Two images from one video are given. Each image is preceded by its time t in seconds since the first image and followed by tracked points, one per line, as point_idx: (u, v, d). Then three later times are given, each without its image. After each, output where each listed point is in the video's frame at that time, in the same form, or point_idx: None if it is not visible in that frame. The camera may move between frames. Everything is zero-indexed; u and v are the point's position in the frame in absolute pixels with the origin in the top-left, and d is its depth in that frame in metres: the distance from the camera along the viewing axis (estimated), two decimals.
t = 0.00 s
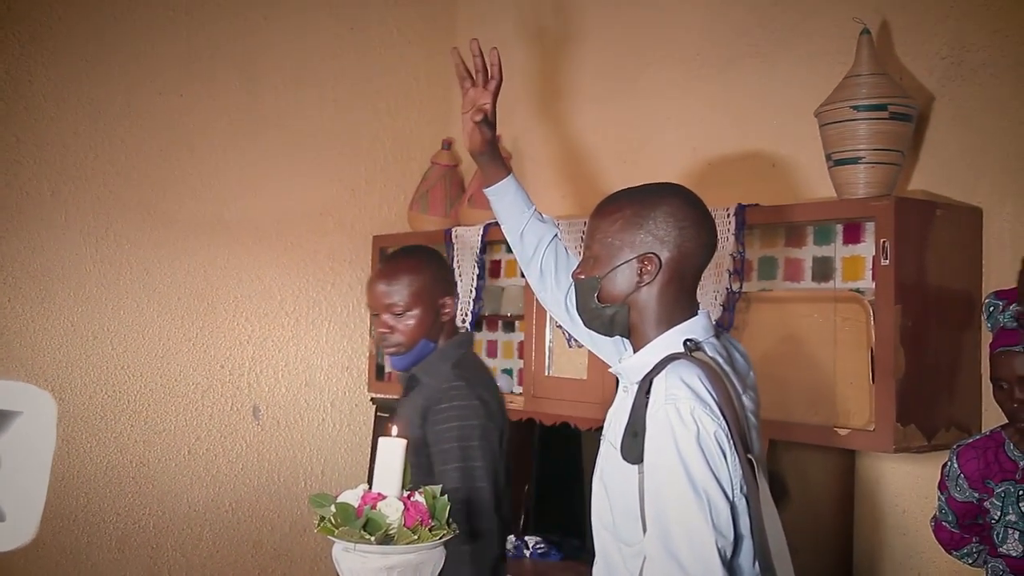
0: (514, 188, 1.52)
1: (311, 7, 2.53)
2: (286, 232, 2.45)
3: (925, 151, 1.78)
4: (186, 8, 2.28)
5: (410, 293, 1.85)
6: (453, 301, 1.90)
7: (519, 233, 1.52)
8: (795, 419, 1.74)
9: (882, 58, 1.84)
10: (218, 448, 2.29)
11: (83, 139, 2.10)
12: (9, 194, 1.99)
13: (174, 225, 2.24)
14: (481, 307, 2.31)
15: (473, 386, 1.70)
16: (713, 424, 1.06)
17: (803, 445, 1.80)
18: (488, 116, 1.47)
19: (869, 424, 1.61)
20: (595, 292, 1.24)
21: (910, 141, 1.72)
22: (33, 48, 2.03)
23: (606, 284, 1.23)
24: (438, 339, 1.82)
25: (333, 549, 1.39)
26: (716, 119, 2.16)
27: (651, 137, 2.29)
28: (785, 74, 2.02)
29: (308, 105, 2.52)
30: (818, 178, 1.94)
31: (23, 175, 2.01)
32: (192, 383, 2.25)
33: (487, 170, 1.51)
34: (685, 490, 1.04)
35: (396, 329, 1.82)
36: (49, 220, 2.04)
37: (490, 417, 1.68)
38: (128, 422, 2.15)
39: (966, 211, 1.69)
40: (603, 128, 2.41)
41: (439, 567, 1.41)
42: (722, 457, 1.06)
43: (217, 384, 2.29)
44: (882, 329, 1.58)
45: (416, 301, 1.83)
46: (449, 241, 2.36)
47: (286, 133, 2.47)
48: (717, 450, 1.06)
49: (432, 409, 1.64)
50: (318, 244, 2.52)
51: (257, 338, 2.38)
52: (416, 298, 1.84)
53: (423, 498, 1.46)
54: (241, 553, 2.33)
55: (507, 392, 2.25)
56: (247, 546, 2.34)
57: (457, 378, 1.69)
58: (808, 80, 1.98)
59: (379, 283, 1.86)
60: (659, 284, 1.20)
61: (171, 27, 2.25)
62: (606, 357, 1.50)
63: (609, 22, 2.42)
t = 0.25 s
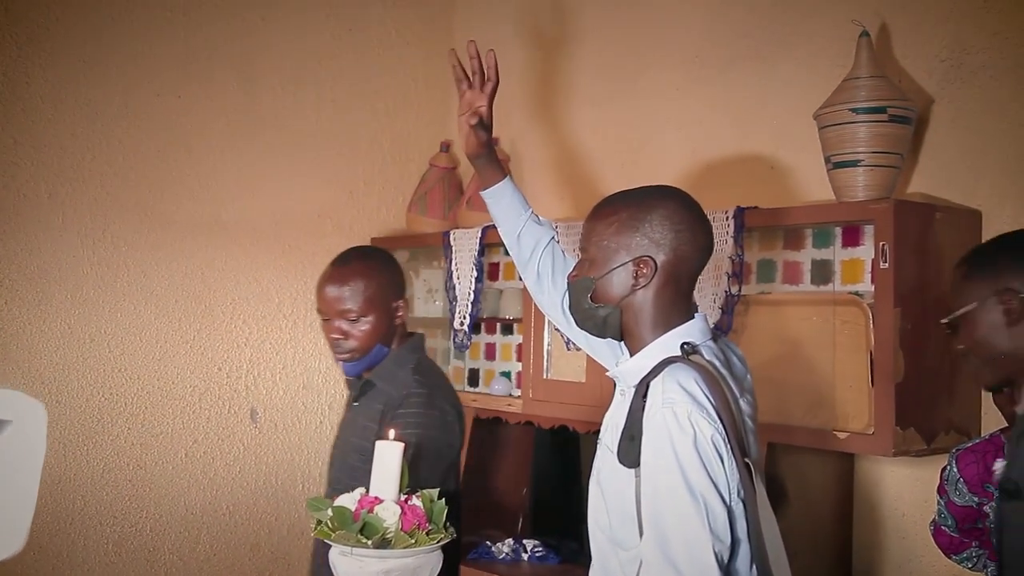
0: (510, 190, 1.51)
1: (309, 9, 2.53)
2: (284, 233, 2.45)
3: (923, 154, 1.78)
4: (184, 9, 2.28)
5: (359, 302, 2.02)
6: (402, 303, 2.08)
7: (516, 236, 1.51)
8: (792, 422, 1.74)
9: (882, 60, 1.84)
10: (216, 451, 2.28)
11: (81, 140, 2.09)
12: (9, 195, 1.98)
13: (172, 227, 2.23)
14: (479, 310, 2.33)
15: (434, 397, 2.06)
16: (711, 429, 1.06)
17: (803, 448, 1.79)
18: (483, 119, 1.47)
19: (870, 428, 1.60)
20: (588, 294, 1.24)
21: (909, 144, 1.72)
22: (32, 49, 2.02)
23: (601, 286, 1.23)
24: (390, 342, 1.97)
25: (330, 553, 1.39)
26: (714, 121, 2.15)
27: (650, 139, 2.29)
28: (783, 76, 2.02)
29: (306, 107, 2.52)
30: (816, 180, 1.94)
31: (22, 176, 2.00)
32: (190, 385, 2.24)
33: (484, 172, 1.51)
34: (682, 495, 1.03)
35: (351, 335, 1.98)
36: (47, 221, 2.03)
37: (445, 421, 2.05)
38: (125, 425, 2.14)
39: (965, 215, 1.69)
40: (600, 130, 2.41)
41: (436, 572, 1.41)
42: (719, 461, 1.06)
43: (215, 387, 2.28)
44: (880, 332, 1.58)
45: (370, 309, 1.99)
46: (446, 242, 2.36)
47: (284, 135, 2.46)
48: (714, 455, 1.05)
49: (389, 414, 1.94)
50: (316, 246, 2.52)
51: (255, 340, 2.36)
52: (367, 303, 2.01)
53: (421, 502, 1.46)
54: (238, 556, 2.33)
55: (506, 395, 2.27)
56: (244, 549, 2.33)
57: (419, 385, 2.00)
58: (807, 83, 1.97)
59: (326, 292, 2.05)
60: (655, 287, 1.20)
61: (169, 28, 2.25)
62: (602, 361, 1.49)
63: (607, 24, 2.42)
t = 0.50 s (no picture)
0: (507, 193, 1.51)
1: (309, 12, 2.53)
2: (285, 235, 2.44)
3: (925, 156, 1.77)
4: (184, 11, 2.27)
5: (309, 303, 2.35)
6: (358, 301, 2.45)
7: (513, 239, 1.51)
8: (793, 424, 1.73)
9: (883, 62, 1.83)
10: (218, 454, 2.27)
11: (81, 143, 2.09)
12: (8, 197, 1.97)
13: (172, 229, 2.23)
14: (480, 312, 2.33)
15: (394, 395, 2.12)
16: (709, 432, 1.05)
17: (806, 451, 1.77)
18: (479, 123, 1.46)
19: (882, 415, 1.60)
20: (584, 295, 1.23)
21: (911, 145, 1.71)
22: (31, 52, 2.01)
23: (598, 289, 1.22)
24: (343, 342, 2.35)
25: (330, 557, 1.38)
26: (714, 123, 2.15)
27: (651, 141, 2.28)
28: (784, 78, 2.01)
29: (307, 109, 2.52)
30: (817, 182, 1.94)
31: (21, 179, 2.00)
32: (191, 388, 2.23)
33: (480, 176, 1.50)
34: (681, 498, 1.03)
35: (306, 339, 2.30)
36: (46, 224, 2.03)
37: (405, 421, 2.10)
38: (125, 427, 2.13)
39: (968, 216, 1.68)
40: (600, 132, 2.41)
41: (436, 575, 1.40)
42: (718, 465, 1.05)
43: (216, 389, 2.27)
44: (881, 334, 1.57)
45: (320, 313, 2.34)
46: (447, 244, 2.36)
47: (284, 137, 2.46)
48: (713, 458, 1.05)
49: (352, 417, 2.30)
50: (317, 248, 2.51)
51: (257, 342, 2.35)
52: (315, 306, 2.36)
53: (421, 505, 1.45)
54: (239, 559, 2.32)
55: (507, 398, 2.26)
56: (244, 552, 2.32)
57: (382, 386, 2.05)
58: (807, 84, 1.97)
59: (279, 290, 2.34)
60: (652, 290, 1.19)
61: (169, 30, 2.25)
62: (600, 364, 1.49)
63: (606, 26, 2.42)
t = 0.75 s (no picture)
0: (510, 195, 1.51)
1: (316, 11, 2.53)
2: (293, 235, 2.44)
3: (936, 155, 1.76)
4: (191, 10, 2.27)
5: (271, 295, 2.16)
6: (318, 297, 2.26)
7: (516, 240, 1.51)
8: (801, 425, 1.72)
9: (893, 61, 1.82)
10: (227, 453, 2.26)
11: (88, 142, 2.09)
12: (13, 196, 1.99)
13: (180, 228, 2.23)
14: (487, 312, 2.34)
15: (356, 389, 2.15)
16: (714, 432, 1.05)
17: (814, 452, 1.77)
18: (480, 126, 1.45)
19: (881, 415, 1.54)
20: (585, 296, 1.23)
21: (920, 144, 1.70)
22: (37, 52, 2.03)
23: (599, 290, 1.21)
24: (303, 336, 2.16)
25: (337, 558, 1.38)
26: (721, 122, 2.14)
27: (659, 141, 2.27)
28: (792, 77, 2.00)
29: (314, 109, 2.52)
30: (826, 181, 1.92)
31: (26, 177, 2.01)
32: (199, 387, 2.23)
33: (483, 177, 1.50)
34: (686, 498, 1.02)
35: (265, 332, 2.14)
36: (51, 222, 2.04)
37: (370, 414, 2.13)
38: (132, 426, 2.13)
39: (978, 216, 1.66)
40: (608, 131, 2.40)
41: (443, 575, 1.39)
42: (723, 465, 1.05)
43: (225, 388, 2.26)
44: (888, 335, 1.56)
45: (282, 305, 2.15)
46: (454, 244, 2.37)
47: (292, 137, 2.46)
48: (718, 458, 1.04)
49: (319, 412, 2.05)
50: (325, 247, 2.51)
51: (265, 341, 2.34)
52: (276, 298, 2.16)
53: (427, 505, 1.45)
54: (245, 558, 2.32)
55: (513, 397, 2.28)
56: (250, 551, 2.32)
57: (343, 380, 2.11)
58: (816, 83, 1.96)
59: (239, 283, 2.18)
60: (654, 291, 1.19)
61: (176, 29, 2.25)
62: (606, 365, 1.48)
63: (613, 25, 2.41)
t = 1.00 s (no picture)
0: (514, 193, 1.50)
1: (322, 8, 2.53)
2: (298, 232, 2.44)
3: (944, 151, 1.75)
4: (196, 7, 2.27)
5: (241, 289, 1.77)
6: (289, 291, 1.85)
7: (521, 239, 1.50)
8: (807, 423, 1.72)
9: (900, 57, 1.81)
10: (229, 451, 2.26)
11: (93, 140, 2.09)
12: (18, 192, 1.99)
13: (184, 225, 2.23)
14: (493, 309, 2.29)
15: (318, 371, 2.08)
16: (718, 430, 1.04)
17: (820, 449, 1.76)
18: (482, 126, 1.44)
19: (882, 411, 1.51)
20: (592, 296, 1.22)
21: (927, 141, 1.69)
22: (40, 48, 2.03)
23: (605, 289, 1.21)
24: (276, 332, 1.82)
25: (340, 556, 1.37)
26: (728, 118, 2.13)
27: (665, 137, 2.27)
28: (799, 73, 1.99)
29: (320, 106, 2.51)
30: (833, 178, 1.92)
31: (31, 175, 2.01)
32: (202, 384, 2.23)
33: (487, 175, 1.49)
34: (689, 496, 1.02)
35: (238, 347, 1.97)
36: (55, 219, 2.04)
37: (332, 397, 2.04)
38: (136, 424, 2.13)
39: (986, 213, 1.66)
40: (614, 128, 2.39)
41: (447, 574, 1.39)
42: (727, 462, 1.04)
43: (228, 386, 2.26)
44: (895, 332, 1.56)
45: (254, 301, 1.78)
46: (459, 241, 2.32)
47: (297, 134, 2.46)
48: (722, 455, 1.04)
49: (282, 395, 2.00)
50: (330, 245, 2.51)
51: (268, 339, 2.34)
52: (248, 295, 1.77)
53: (432, 503, 1.44)
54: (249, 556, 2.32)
55: (519, 395, 2.21)
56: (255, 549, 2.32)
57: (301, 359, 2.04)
58: (823, 79, 1.95)
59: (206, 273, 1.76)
60: (659, 288, 1.18)
61: (182, 26, 2.24)
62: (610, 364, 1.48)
63: (620, 22, 2.40)
